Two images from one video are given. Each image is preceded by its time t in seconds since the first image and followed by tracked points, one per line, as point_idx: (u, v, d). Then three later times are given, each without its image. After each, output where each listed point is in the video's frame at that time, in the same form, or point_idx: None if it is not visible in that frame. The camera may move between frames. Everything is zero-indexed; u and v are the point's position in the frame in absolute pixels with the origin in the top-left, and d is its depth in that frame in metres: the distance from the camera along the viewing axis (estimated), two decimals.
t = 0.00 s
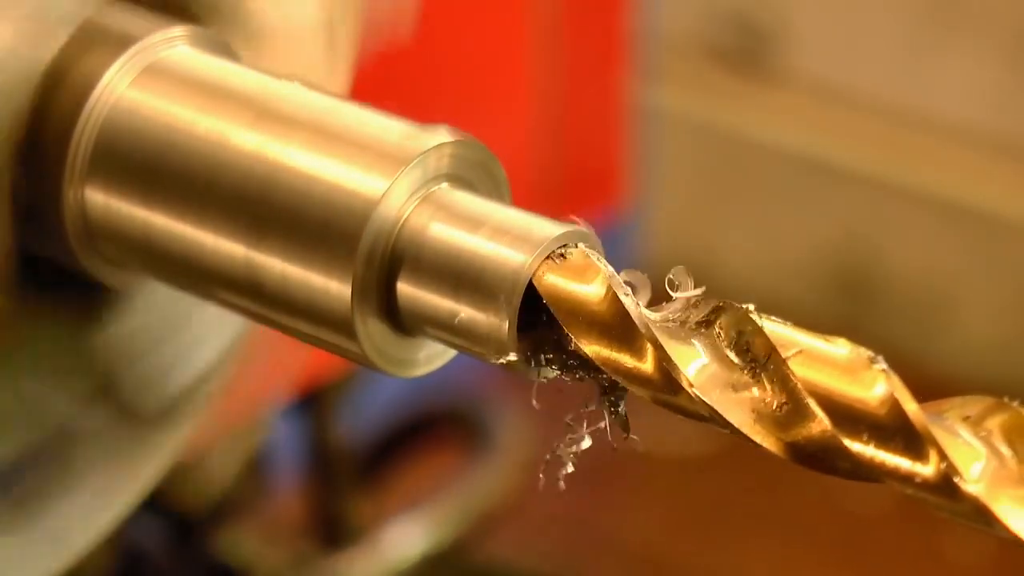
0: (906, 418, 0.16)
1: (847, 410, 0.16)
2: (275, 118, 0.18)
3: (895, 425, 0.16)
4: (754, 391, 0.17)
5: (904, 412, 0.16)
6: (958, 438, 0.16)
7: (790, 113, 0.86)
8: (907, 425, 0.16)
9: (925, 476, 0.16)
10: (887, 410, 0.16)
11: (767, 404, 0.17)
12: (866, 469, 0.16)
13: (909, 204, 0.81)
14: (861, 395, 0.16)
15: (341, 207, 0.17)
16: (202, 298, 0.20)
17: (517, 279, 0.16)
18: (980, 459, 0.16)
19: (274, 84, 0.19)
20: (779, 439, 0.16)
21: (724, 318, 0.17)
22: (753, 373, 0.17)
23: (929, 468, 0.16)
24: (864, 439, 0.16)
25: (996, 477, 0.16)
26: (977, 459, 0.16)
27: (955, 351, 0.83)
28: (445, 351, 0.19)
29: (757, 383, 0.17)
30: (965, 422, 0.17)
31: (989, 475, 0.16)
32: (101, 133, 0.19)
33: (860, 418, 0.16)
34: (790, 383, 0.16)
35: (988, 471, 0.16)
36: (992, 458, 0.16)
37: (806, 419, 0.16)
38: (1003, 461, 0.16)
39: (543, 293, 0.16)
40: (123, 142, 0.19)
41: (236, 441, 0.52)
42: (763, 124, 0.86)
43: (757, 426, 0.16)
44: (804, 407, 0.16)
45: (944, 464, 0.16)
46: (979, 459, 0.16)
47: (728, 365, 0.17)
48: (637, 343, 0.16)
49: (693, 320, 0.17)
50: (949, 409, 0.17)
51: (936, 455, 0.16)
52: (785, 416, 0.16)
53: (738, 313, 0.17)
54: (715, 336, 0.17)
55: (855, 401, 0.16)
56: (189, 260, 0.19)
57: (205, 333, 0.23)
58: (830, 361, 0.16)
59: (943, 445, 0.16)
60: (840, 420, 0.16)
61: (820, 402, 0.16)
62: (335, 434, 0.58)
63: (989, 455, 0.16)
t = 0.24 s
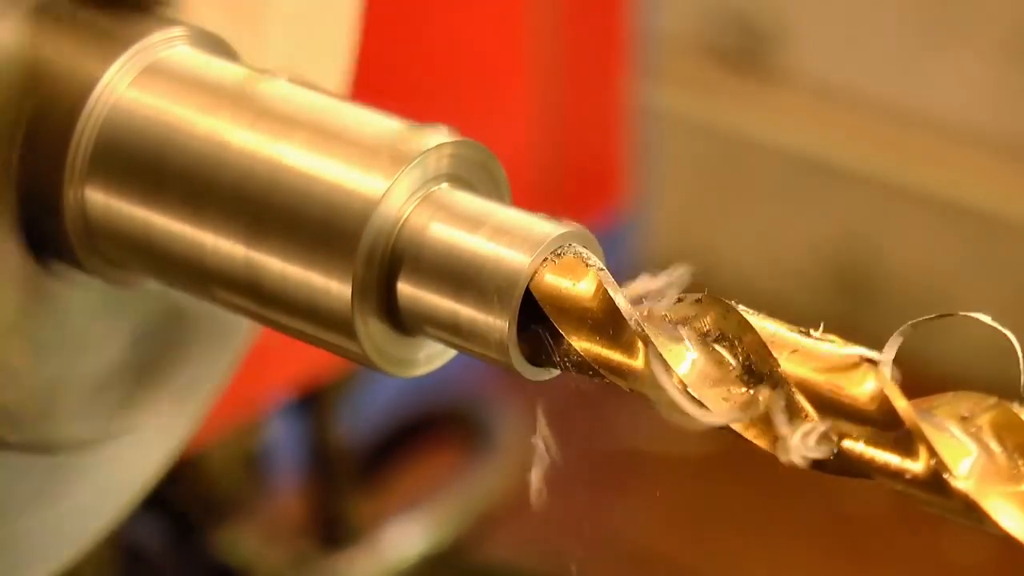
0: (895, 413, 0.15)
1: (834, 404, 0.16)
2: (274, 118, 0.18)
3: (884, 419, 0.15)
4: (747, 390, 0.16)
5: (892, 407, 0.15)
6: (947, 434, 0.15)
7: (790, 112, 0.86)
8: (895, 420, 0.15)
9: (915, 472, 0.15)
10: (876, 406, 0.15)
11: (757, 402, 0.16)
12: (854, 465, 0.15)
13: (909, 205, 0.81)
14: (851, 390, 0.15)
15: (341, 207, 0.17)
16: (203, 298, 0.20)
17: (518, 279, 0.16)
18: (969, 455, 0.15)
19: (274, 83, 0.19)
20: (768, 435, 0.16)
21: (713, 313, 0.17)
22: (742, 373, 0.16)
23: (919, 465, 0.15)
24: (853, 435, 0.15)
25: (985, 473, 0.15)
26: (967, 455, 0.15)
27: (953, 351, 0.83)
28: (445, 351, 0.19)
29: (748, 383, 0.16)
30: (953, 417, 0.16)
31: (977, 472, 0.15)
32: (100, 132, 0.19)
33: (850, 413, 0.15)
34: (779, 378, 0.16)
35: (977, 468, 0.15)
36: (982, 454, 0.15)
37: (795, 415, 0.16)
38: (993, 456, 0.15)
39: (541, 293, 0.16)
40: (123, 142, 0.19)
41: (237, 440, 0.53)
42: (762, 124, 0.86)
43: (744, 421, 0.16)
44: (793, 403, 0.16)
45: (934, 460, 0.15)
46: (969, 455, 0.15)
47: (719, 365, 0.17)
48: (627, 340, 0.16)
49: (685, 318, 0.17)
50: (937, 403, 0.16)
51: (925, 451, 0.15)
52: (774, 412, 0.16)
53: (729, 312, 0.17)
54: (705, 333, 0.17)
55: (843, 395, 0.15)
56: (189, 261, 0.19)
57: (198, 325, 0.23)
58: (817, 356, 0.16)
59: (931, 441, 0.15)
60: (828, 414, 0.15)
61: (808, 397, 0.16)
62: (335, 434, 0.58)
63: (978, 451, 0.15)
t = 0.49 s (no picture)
0: (883, 411, 0.16)
1: (822, 400, 0.16)
2: (274, 118, 0.18)
3: (872, 417, 0.16)
4: (732, 384, 0.17)
5: (881, 404, 0.16)
6: (935, 430, 0.16)
7: (790, 112, 0.86)
8: (884, 417, 0.16)
9: (901, 467, 0.16)
10: (863, 402, 0.16)
11: (742, 395, 0.16)
12: (843, 461, 0.16)
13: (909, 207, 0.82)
14: (838, 386, 0.16)
15: (341, 207, 0.17)
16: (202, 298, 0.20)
17: (518, 279, 0.16)
18: (955, 451, 0.16)
19: (274, 83, 0.19)
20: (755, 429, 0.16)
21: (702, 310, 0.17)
22: (728, 367, 0.17)
23: (905, 460, 0.16)
24: (840, 431, 0.16)
25: (970, 468, 0.16)
26: (952, 450, 0.16)
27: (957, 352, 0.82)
28: (445, 351, 0.19)
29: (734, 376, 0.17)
30: (942, 414, 0.17)
31: (963, 466, 0.16)
32: (100, 133, 0.19)
33: (836, 409, 0.16)
34: (765, 373, 0.16)
35: (962, 462, 0.16)
36: (968, 449, 0.16)
37: (784, 410, 0.16)
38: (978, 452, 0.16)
39: (542, 295, 0.16)
40: (123, 142, 0.19)
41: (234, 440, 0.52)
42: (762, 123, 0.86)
43: (733, 415, 0.16)
44: (781, 399, 0.16)
45: (921, 456, 0.16)
46: (955, 451, 0.16)
47: (704, 359, 0.17)
48: (615, 336, 0.16)
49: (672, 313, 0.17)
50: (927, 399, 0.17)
51: (911, 447, 0.16)
52: (762, 409, 0.16)
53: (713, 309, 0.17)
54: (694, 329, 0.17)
55: (829, 391, 0.16)
56: (189, 261, 0.19)
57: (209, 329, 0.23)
58: (801, 351, 0.16)
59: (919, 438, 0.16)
60: (816, 410, 0.16)
61: (797, 394, 0.16)
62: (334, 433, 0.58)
63: (964, 446, 0.16)
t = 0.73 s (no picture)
0: (870, 406, 0.16)
1: (809, 395, 0.16)
2: (274, 118, 0.18)
3: (859, 412, 0.16)
4: (721, 378, 0.16)
5: (868, 399, 0.16)
6: (922, 425, 0.16)
7: (790, 113, 0.86)
8: (871, 412, 0.16)
9: (889, 463, 0.16)
10: (851, 397, 0.16)
11: (731, 390, 0.16)
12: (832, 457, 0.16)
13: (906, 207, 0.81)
14: (824, 381, 0.16)
15: (341, 208, 0.17)
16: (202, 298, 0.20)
17: (517, 279, 0.16)
18: (942, 447, 0.16)
19: (274, 84, 0.19)
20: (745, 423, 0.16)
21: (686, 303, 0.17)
22: (717, 362, 0.17)
23: (893, 455, 0.16)
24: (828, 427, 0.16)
25: (957, 464, 0.16)
26: (941, 445, 0.16)
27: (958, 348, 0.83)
28: (445, 351, 0.19)
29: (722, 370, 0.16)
30: (930, 409, 0.17)
31: (950, 463, 0.16)
32: (100, 132, 0.19)
33: (824, 405, 0.16)
34: (755, 370, 0.16)
35: (949, 459, 0.16)
36: (956, 444, 0.16)
37: (773, 405, 0.16)
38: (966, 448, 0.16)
39: (540, 293, 0.16)
40: (122, 142, 0.19)
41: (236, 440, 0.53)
42: (761, 122, 0.86)
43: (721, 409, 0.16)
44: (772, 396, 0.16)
45: (908, 451, 0.16)
46: (942, 446, 0.16)
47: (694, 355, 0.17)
48: (604, 331, 0.16)
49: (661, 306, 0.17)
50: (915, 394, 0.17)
51: (899, 443, 0.16)
52: (751, 405, 0.16)
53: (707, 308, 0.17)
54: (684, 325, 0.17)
55: (816, 386, 0.16)
56: (189, 260, 0.19)
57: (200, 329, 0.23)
58: (793, 348, 0.16)
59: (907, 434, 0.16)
60: (804, 406, 0.16)
61: (783, 389, 0.16)
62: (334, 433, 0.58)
63: (952, 442, 0.16)
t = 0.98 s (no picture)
0: (861, 402, 0.16)
1: (801, 392, 0.16)
2: (274, 118, 0.18)
3: (850, 409, 0.16)
4: (710, 374, 0.17)
5: (859, 396, 0.16)
6: (912, 422, 0.16)
7: (790, 112, 0.86)
8: (863, 410, 0.16)
9: (880, 460, 0.16)
10: (842, 394, 0.16)
11: (720, 386, 0.17)
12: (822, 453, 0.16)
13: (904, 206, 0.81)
14: (815, 378, 0.16)
15: (341, 208, 0.17)
16: (201, 298, 0.20)
17: (517, 278, 0.16)
18: (932, 444, 0.16)
19: (274, 83, 0.19)
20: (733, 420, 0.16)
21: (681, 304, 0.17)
22: (706, 356, 0.17)
23: (882, 452, 0.16)
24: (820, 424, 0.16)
25: (947, 461, 0.16)
26: (930, 442, 0.16)
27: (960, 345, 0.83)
28: (445, 351, 0.19)
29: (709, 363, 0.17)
30: (922, 408, 0.17)
31: (940, 459, 0.16)
32: (101, 132, 0.19)
33: (816, 403, 0.16)
34: (748, 366, 0.16)
35: (939, 455, 0.16)
36: (946, 441, 0.16)
37: (764, 403, 0.16)
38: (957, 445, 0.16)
39: (538, 293, 0.16)
40: (122, 142, 0.19)
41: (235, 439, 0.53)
42: (762, 122, 0.86)
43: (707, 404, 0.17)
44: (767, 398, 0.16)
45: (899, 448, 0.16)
46: (932, 443, 0.16)
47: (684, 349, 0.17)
48: (595, 328, 0.17)
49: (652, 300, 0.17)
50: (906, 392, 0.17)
51: (890, 440, 0.16)
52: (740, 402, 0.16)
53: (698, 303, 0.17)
54: (676, 320, 0.17)
55: (808, 383, 0.16)
56: (188, 260, 0.19)
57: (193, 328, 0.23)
58: (788, 346, 0.16)
59: (898, 431, 0.16)
60: (797, 404, 0.16)
61: (777, 386, 0.16)
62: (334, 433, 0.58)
63: (942, 439, 0.16)
